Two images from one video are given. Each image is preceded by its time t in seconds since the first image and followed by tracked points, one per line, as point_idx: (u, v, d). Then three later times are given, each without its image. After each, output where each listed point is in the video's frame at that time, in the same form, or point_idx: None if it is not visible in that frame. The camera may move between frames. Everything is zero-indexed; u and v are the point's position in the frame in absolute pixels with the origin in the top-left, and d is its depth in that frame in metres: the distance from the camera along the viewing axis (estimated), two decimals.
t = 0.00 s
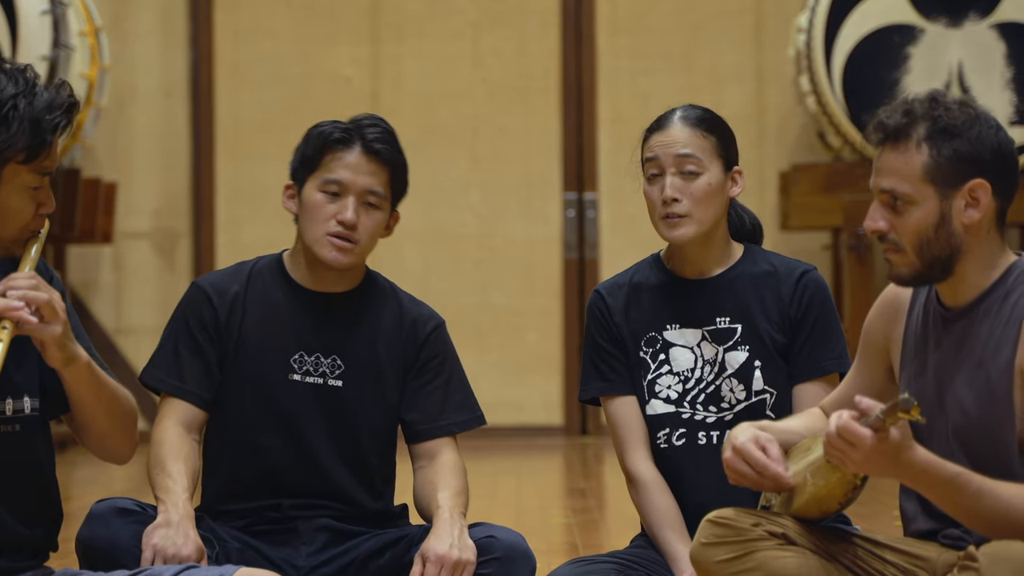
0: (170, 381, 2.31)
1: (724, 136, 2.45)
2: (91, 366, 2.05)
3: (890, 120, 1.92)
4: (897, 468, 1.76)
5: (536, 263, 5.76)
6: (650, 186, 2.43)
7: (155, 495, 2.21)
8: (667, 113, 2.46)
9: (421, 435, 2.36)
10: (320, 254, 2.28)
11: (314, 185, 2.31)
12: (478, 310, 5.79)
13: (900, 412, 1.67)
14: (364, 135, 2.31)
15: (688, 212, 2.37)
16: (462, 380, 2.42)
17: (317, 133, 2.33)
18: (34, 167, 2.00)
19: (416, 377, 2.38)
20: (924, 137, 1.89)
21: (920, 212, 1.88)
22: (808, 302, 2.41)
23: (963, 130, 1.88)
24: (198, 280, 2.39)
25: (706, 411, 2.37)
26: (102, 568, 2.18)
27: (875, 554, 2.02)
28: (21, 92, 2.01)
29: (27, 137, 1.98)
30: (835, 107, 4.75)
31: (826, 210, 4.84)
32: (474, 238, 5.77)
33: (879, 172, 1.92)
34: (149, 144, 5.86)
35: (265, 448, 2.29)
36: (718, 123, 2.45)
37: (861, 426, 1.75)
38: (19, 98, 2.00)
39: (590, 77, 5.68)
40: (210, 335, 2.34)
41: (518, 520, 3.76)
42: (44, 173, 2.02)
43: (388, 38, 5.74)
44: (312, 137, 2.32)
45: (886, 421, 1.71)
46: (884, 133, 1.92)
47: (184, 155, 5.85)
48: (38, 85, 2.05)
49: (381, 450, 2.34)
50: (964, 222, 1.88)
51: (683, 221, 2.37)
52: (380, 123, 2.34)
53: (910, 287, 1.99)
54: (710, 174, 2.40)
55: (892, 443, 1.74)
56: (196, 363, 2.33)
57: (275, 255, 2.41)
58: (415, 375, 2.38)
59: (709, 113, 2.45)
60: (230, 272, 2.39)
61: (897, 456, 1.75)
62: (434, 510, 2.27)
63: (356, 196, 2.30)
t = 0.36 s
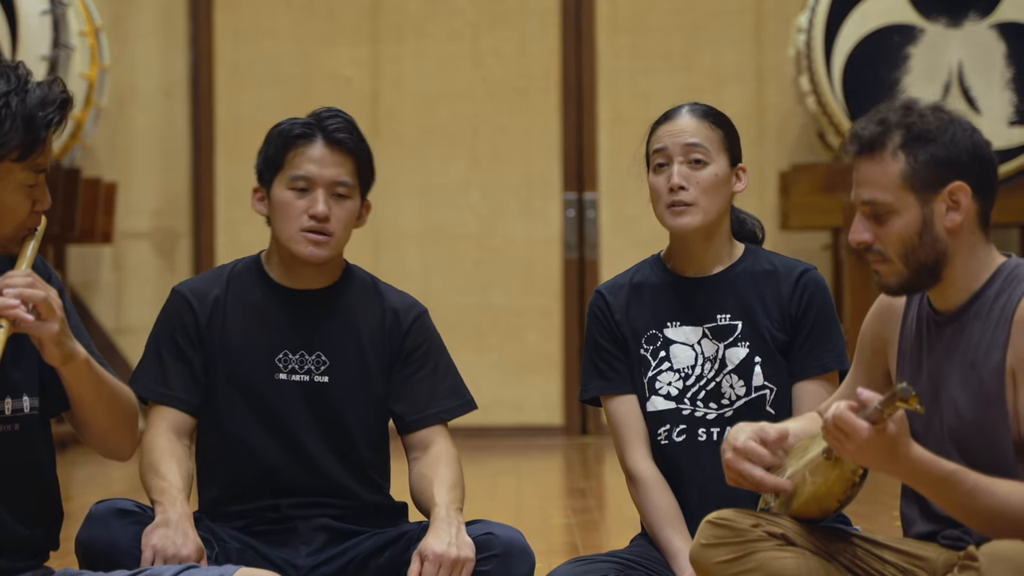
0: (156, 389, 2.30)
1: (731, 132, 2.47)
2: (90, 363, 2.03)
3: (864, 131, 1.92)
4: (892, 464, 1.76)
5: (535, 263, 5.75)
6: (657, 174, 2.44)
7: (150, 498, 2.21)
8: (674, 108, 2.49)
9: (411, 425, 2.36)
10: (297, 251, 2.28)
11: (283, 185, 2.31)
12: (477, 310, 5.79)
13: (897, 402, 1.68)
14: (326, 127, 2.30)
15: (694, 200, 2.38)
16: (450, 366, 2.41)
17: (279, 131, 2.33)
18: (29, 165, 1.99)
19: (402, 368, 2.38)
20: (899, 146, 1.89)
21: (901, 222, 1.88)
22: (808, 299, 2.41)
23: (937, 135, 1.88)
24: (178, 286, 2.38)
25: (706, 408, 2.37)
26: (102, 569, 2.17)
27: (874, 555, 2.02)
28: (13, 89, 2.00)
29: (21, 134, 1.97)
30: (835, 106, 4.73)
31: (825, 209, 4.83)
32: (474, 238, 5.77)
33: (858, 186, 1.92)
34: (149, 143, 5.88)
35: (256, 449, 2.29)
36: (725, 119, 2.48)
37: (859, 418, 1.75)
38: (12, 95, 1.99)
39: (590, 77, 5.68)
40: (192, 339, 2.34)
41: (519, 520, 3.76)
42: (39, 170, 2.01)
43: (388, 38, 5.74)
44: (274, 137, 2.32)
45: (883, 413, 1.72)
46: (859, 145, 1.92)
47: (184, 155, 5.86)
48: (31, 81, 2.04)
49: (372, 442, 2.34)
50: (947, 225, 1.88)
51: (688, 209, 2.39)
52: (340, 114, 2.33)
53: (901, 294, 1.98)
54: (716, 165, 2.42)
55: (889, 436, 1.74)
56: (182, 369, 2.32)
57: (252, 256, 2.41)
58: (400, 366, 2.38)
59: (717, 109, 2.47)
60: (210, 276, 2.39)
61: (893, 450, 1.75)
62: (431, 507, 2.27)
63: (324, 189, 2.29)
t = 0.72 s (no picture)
0: (148, 395, 2.31)
1: (741, 133, 2.49)
2: (91, 361, 2.03)
3: (857, 144, 1.93)
4: (893, 464, 1.76)
5: (535, 263, 5.75)
6: (668, 171, 2.45)
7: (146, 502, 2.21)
8: (685, 107, 2.51)
9: (406, 422, 2.36)
10: (271, 255, 2.28)
11: (260, 187, 2.32)
12: (477, 310, 5.79)
13: (898, 407, 1.67)
14: (305, 130, 2.30)
15: (707, 196, 2.39)
16: (441, 362, 2.42)
17: (259, 135, 2.33)
18: (25, 163, 1.98)
19: (393, 365, 2.37)
20: (892, 154, 1.89)
21: (905, 228, 1.87)
22: (814, 300, 2.41)
23: (928, 138, 1.89)
24: (166, 292, 2.39)
25: (710, 407, 2.37)
26: (101, 570, 2.17)
27: (874, 554, 2.02)
28: (9, 87, 1.99)
29: (16, 133, 1.96)
30: (835, 107, 4.74)
31: (825, 210, 4.84)
32: (474, 238, 5.77)
33: (857, 197, 1.92)
34: (149, 144, 5.88)
35: (248, 451, 2.29)
36: (734, 121, 2.50)
37: (858, 422, 1.75)
38: (7, 93, 1.98)
39: (590, 77, 5.68)
40: (181, 344, 2.34)
41: (519, 520, 3.76)
42: (36, 168, 2.00)
43: (388, 38, 5.74)
44: (256, 140, 2.33)
45: (886, 416, 1.71)
46: (853, 157, 1.93)
47: (184, 155, 5.86)
48: (26, 79, 2.04)
49: (365, 438, 2.34)
50: (950, 226, 1.88)
51: (700, 205, 2.39)
52: (325, 118, 2.34)
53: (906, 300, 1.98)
54: (728, 163, 2.43)
55: (890, 438, 1.74)
56: (173, 375, 2.32)
57: (239, 260, 2.41)
58: (391, 363, 2.37)
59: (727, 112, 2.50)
60: (196, 280, 2.39)
61: (894, 451, 1.75)
62: (428, 506, 2.26)
63: (300, 193, 2.29)
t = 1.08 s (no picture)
0: (157, 390, 2.31)
1: (738, 138, 2.49)
2: (91, 360, 2.03)
3: (880, 127, 1.92)
4: (893, 469, 1.76)
5: (535, 263, 5.75)
6: (673, 184, 2.43)
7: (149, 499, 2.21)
8: (682, 115, 2.49)
9: (413, 430, 2.36)
10: (296, 262, 2.28)
11: (290, 193, 2.31)
12: (477, 310, 5.79)
13: (898, 414, 1.66)
14: (338, 140, 2.31)
15: (715, 207, 2.38)
16: (451, 373, 2.42)
17: (291, 138, 2.33)
18: (24, 161, 1.98)
19: (403, 372, 2.38)
20: (914, 143, 1.89)
21: (915, 218, 1.88)
22: (820, 304, 2.41)
23: (953, 133, 1.88)
24: (180, 287, 2.39)
25: (715, 413, 2.37)
26: (101, 570, 2.17)
27: (875, 555, 2.02)
28: (7, 85, 1.99)
29: (15, 131, 1.96)
30: (834, 106, 4.75)
31: (825, 210, 4.83)
32: (474, 238, 5.77)
33: (872, 180, 1.92)
34: (149, 144, 5.88)
35: (255, 452, 2.29)
36: (731, 126, 2.49)
37: (859, 428, 1.75)
38: (5, 91, 1.98)
39: (590, 77, 5.68)
40: (193, 341, 2.34)
41: (519, 520, 3.76)
42: (34, 166, 2.00)
43: (388, 38, 5.74)
44: (287, 142, 2.32)
45: (885, 422, 1.70)
46: (875, 140, 1.93)
47: (184, 155, 5.86)
48: (23, 77, 2.03)
49: (371, 446, 2.34)
50: (960, 224, 1.88)
51: (709, 216, 2.38)
52: (356, 126, 2.33)
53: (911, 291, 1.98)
54: (731, 171, 2.43)
55: (890, 445, 1.73)
56: (183, 371, 2.32)
57: (255, 258, 2.41)
58: (402, 370, 2.38)
59: (724, 119, 2.49)
60: (211, 277, 2.40)
61: (894, 458, 1.74)
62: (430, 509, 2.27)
63: (331, 203, 2.29)
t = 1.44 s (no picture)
0: (173, 380, 2.30)
1: (729, 135, 2.51)
2: (91, 359, 2.03)
3: (882, 138, 1.91)
4: (895, 473, 1.75)
5: (536, 263, 5.75)
6: (663, 181, 2.45)
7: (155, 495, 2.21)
8: (674, 111, 2.51)
9: (424, 441, 2.36)
10: (323, 263, 2.28)
11: (322, 194, 2.31)
12: (477, 310, 5.79)
13: (898, 420, 1.68)
14: (373, 145, 2.31)
15: (704, 203, 2.39)
16: (467, 387, 2.42)
17: (327, 139, 2.33)
18: (23, 161, 1.98)
19: (419, 383, 2.38)
20: (916, 156, 1.88)
21: (915, 231, 1.88)
22: (811, 302, 2.42)
23: (955, 146, 1.87)
24: (203, 279, 2.39)
25: (708, 413, 2.37)
26: (101, 569, 2.17)
27: (875, 554, 2.02)
28: (6, 84, 1.99)
29: (14, 130, 1.96)
30: (835, 106, 4.73)
31: (825, 210, 4.83)
32: (475, 238, 5.77)
33: (873, 192, 1.91)
34: (149, 144, 5.87)
35: (265, 452, 2.29)
36: (722, 122, 2.51)
37: (861, 431, 1.74)
38: (4, 90, 1.98)
39: (590, 77, 5.67)
40: (214, 335, 2.34)
41: (519, 520, 3.76)
42: (34, 166, 2.00)
43: (388, 38, 5.74)
44: (324, 143, 2.33)
45: (887, 426, 1.71)
46: (877, 150, 1.91)
47: (184, 155, 5.85)
48: (23, 76, 2.03)
49: (380, 453, 2.34)
50: (961, 237, 1.88)
51: (698, 211, 2.39)
52: (392, 131, 2.34)
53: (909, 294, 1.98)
54: (722, 168, 2.44)
55: (892, 448, 1.73)
56: (201, 363, 2.32)
57: (280, 256, 2.42)
58: (418, 381, 2.39)
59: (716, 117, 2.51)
60: (235, 272, 2.40)
61: (897, 461, 1.74)
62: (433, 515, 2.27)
63: (361, 207, 2.29)
